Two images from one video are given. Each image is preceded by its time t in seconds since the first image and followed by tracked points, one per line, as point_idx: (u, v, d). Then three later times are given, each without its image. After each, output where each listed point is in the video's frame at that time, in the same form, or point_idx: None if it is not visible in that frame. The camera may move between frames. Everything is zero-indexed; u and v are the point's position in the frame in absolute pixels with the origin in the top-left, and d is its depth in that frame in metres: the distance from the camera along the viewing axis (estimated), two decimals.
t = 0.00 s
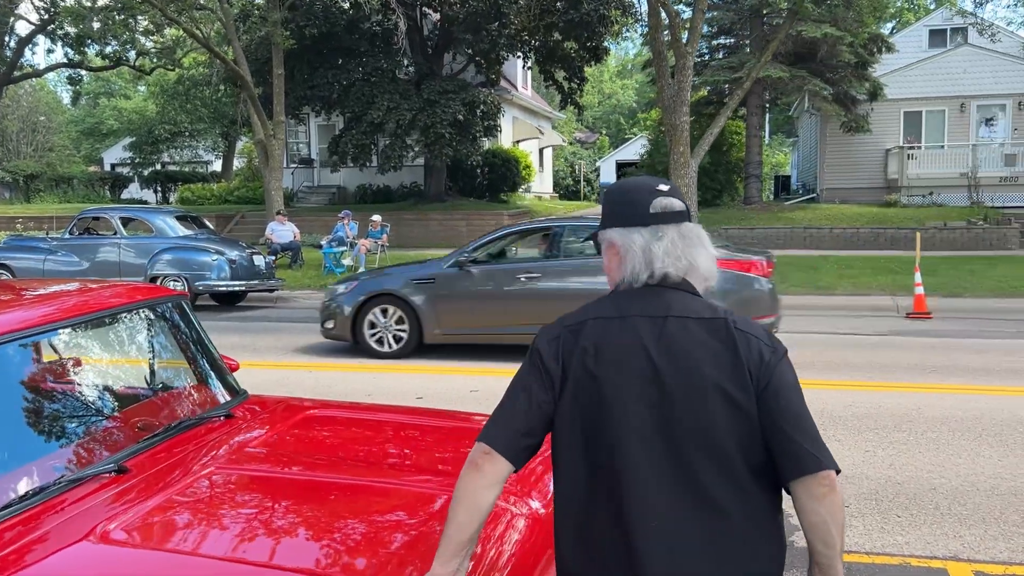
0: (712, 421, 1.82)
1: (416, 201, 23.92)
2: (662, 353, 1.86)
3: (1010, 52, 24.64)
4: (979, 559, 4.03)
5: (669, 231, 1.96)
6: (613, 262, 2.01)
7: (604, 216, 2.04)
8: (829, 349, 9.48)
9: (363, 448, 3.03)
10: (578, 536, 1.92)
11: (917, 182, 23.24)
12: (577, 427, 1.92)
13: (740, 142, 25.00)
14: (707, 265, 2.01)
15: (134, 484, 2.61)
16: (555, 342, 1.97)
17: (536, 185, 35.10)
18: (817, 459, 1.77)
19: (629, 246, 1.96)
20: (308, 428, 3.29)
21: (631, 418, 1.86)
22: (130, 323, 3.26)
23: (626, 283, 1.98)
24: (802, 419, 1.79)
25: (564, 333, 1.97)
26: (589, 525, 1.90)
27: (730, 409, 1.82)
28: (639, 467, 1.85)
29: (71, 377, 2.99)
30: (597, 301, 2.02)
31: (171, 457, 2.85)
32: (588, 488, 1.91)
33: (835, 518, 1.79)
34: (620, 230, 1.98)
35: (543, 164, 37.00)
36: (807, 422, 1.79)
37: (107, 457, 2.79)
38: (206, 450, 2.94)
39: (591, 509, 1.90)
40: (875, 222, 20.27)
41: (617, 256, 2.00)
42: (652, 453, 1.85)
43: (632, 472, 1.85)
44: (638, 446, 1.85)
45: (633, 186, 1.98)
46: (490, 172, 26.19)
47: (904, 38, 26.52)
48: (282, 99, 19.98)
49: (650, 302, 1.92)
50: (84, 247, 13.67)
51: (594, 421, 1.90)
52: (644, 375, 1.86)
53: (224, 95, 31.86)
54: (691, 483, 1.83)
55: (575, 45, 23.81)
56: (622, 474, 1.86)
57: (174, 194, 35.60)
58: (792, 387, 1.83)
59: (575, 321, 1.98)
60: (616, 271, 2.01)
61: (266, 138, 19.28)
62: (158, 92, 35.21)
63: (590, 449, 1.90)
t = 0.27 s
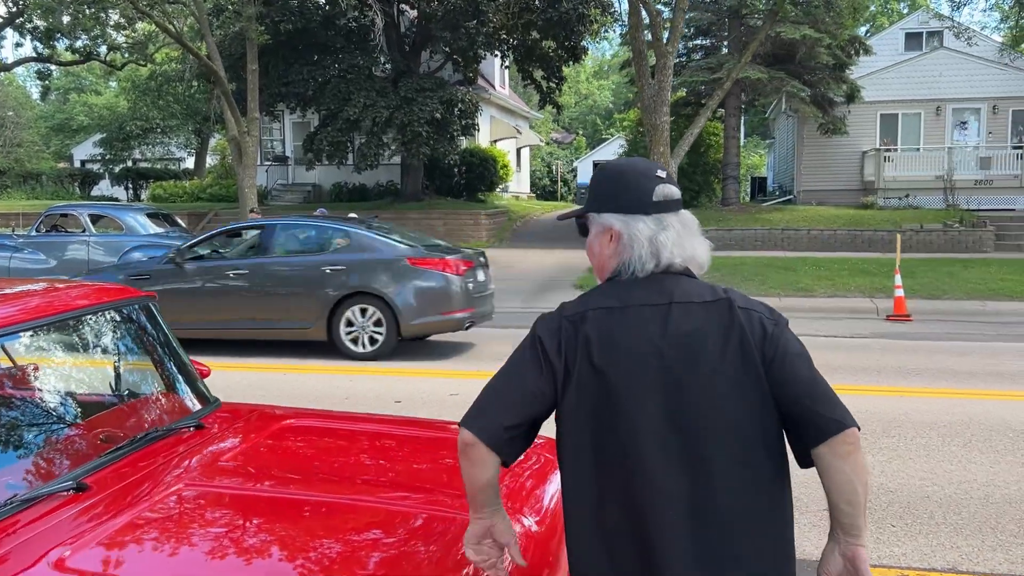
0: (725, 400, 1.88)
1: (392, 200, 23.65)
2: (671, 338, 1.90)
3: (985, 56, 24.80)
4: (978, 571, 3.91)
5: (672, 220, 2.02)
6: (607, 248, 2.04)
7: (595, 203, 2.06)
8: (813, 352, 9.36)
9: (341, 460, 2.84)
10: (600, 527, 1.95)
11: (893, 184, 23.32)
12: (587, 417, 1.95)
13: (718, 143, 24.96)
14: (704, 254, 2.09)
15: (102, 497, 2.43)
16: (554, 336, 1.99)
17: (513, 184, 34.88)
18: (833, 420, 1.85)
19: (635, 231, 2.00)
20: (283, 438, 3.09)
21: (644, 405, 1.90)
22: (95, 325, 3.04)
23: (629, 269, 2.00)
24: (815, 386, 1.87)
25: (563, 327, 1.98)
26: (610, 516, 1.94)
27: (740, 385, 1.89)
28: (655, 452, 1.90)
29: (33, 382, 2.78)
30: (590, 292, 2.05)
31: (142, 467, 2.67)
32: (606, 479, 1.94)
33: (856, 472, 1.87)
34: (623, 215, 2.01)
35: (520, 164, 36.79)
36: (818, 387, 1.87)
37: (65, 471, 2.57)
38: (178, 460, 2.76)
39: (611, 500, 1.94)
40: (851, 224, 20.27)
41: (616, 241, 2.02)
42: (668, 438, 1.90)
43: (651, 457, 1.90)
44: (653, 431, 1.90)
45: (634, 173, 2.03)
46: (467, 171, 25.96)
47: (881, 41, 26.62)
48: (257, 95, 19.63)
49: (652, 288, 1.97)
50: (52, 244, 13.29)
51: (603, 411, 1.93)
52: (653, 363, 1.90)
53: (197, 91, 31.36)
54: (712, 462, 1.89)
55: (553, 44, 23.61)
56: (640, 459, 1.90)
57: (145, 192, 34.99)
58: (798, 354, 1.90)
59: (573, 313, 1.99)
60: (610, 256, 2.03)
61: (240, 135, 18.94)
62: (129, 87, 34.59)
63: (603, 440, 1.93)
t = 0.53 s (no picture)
0: (757, 411, 1.91)
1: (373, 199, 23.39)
2: (704, 348, 1.91)
3: (967, 60, 24.87)
4: None
5: (691, 222, 2.06)
6: (623, 248, 2.07)
7: (613, 203, 2.09)
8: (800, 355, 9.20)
9: (316, 476, 2.64)
10: (628, 541, 1.90)
11: (876, 188, 23.31)
12: (617, 427, 1.91)
13: (702, 144, 24.90)
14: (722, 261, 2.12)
15: (65, 512, 2.25)
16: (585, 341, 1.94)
17: (496, 184, 34.68)
18: (855, 437, 1.94)
19: (656, 232, 2.02)
20: (257, 450, 2.89)
21: (680, 414, 1.88)
22: (54, 329, 2.82)
23: (648, 271, 2.03)
24: (837, 402, 1.96)
25: (593, 334, 1.94)
26: (639, 529, 1.89)
27: (771, 398, 1.93)
28: (689, 464, 1.88)
29: None
30: (614, 301, 2.02)
31: (110, 481, 2.47)
32: (637, 492, 1.89)
33: (869, 493, 1.97)
34: (644, 216, 2.04)
35: (503, 164, 36.58)
36: (839, 404, 1.96)
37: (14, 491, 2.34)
38: (145, 472, 2.57)
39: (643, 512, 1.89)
40: (834, 227, 20.22)
41: (635, 241, 2.05)
42: (704, 448, 1.88)
43: (686, 468, 1.87)
44: (688, 442, 1.88)
45: (657, 174, 2.06)
46: (449, 171, 25.73)
47: (864, 44, 26.64)
48: (236, 92, 19.32)
49: (679, 298, 1.97)
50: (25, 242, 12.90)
51: (636, 420, 1.89)
52: (690, 373, 1.89)
53: (177, 88, 30.95)
54: (746, 475, 1.89)
55: (537, 43, 23.40)
56: (675, 470, 1.88)
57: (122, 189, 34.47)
58: (820, 372, 1.98)
59: (602, 320, 1.96)
60: (628, 258, 2.06)
61: (218, 131, 18.62)
62: (106, 84, 34.05)
63: (636, 451, 1.89)
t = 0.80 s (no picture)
0: (807, 408, 1.85)
1: (362, 198, 23.18)
2: (756, 342, 1.84)
3: (959, 63, 24.82)
4: None
5: (742, 211, 1.99)
6: (672, 234, 1.99)
7: (661, 186, 2.00)
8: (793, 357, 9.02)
9: (296, 486, 2.45)
10: (667, 537, 1.84)
11: (868, 190, 23.27)
12: (661, 418, 1.84)
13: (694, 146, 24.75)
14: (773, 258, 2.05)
15: (17, 513, 2.09)
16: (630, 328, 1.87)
17: (486, 184, 34.48)
18: (905, 439, 1.89)
19: (709, 219, 1.94)
20: (233, 457, 2.69)
21: (728, 410, 1.81)
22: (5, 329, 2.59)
23: (699, 258, 1.95)
24: (885, 402, 1.91)
25: (638, 321, 1.87)
26: (680, 526, 1.82)
27: (820, 397, 1.87)
28: (739, 462, 1.81)
29: None
30: (656, 286, 1.95)
31: (70, 482, 2.30)
32: (681, 487, 1.83)
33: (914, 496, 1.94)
34: (698, 200, 1.96)
35: (494, 164, 36.41)
36: (888, 405, 1.92)
37: None
38: (116, 478, 2.38)
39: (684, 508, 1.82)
40: (825, 229, 20.14)
41: (685, 227, 1.97)
42: (752, 445, 1.82)
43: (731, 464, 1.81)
44: (735, 438, 1.81)
45: (709, 157, 1.98)
46: (439, 170, 25.54)
47: (857, 46, 26.56)
48: (223, 88, 19.07)
49: (730, 289, 1.90)
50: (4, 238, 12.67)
51: (683, 412, 1.82)
52: (741, 367, 1.82)
53: (165, 84, 30.65)
54: (794, 474, 1.84)
55: (528, 42, 23.20)
56: (720, 465, 1.81)
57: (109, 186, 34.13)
58: (869, 372, 1.94)
59: (644, 309, 1.88)
60: (679, 243, 1.98)
61: (205, 128, 18.38)
62: (94, 79, 33.69)
63: (681, 445, 1.82)
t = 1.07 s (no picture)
0: (849, 395, 1.87)
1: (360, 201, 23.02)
2: (797, 328, 1.86)
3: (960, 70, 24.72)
4: None
5: (769, 177, 2.01)
6: (702, 220, 2.03)
7: (682, 177, 2.05)
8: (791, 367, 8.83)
9: (276, 511, 2.27)
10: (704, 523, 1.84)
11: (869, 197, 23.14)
12: (697, 406, 1.84)
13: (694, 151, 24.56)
14: (809, 218, 2.07)
15: None
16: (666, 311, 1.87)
17: (485, 187, 34.33)
18: (955, 428, 1.95)
19: (732, 196, 1.98)
20: (213, 477, 2.51)
21: (769, 396, 1.82)
22: None
23: (734, 239, 1.99)
24: (929, 393, 1.95)
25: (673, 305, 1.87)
26: (718, 512, 1.83)
27: (863, 385, 1.89)
28: (783, 449, 1.83)
29: None
30: (687, 274, 1.96)
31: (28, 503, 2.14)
32: (719, 474, 1.83)
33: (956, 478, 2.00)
34: (719, 181, 2.00)
35: (493, 167, 36.26)
36: (933, 393, 1.95)
37: None
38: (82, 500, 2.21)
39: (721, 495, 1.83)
40: (826, 235, 19.97)
41: (712, 210, 2.02)
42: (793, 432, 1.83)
43: (773, 452, 1.82)
44: (776, 426, 1.82)
45: (723, 138, 2.01)
46: (438, 173, 25.39)
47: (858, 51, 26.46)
48: (220, 88, 18.90)
49: (772, 276, 1.91)
50: None
51: (723, 400, 1.83)
52: (783, 352, 1.84)
53: (164, 85, 30.49)
54: (836, 462, 1.85)
55: (528, 44, 23.06)
56: (759, 453, 1.82)
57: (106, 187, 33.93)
58: (914, 362, 1.96)
59: (680, 294, 1.89)
60: (710, 228, 2.03)
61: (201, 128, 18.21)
62: (92, 79, 33.50)
63: (722, 433, 1.82)
